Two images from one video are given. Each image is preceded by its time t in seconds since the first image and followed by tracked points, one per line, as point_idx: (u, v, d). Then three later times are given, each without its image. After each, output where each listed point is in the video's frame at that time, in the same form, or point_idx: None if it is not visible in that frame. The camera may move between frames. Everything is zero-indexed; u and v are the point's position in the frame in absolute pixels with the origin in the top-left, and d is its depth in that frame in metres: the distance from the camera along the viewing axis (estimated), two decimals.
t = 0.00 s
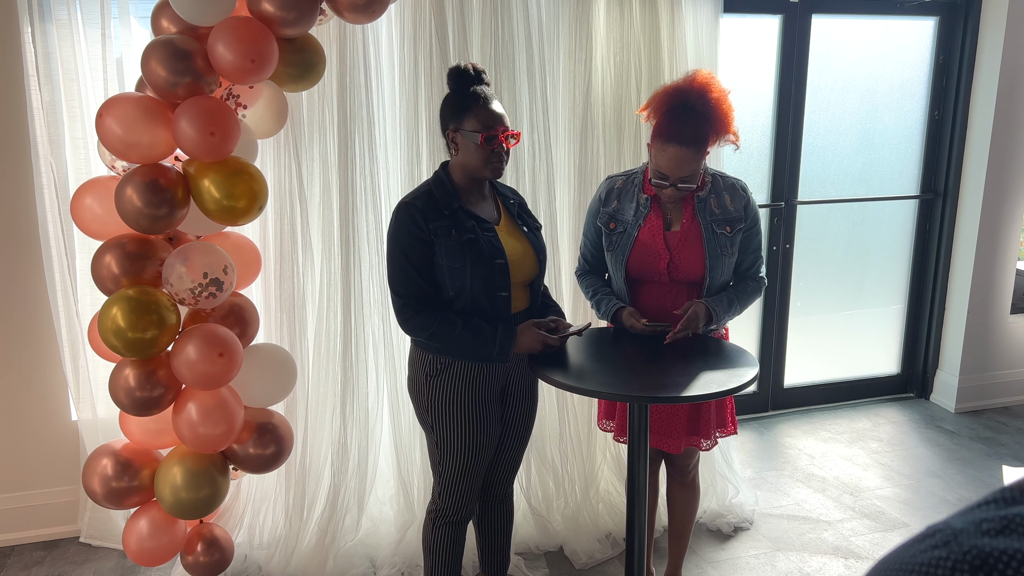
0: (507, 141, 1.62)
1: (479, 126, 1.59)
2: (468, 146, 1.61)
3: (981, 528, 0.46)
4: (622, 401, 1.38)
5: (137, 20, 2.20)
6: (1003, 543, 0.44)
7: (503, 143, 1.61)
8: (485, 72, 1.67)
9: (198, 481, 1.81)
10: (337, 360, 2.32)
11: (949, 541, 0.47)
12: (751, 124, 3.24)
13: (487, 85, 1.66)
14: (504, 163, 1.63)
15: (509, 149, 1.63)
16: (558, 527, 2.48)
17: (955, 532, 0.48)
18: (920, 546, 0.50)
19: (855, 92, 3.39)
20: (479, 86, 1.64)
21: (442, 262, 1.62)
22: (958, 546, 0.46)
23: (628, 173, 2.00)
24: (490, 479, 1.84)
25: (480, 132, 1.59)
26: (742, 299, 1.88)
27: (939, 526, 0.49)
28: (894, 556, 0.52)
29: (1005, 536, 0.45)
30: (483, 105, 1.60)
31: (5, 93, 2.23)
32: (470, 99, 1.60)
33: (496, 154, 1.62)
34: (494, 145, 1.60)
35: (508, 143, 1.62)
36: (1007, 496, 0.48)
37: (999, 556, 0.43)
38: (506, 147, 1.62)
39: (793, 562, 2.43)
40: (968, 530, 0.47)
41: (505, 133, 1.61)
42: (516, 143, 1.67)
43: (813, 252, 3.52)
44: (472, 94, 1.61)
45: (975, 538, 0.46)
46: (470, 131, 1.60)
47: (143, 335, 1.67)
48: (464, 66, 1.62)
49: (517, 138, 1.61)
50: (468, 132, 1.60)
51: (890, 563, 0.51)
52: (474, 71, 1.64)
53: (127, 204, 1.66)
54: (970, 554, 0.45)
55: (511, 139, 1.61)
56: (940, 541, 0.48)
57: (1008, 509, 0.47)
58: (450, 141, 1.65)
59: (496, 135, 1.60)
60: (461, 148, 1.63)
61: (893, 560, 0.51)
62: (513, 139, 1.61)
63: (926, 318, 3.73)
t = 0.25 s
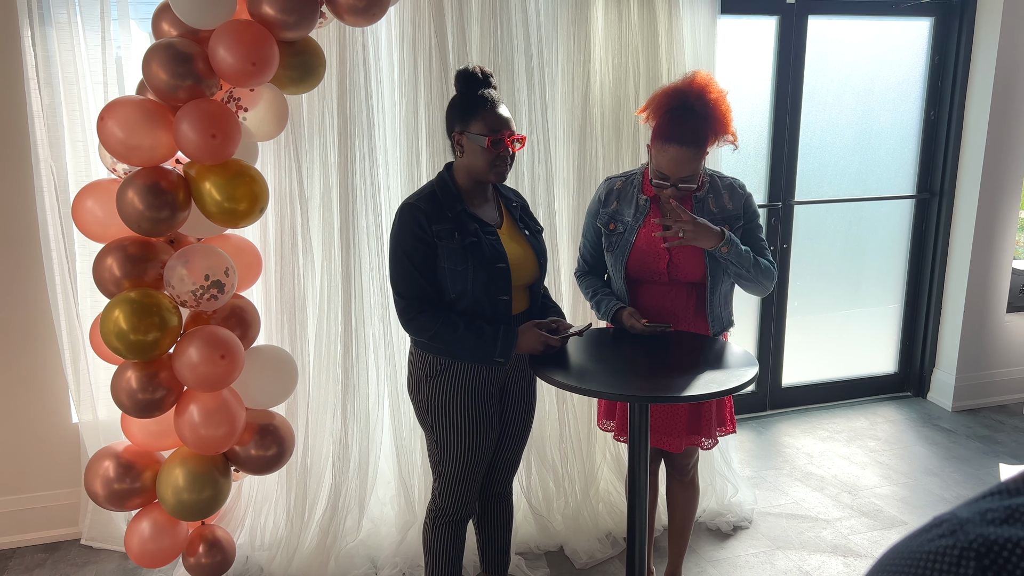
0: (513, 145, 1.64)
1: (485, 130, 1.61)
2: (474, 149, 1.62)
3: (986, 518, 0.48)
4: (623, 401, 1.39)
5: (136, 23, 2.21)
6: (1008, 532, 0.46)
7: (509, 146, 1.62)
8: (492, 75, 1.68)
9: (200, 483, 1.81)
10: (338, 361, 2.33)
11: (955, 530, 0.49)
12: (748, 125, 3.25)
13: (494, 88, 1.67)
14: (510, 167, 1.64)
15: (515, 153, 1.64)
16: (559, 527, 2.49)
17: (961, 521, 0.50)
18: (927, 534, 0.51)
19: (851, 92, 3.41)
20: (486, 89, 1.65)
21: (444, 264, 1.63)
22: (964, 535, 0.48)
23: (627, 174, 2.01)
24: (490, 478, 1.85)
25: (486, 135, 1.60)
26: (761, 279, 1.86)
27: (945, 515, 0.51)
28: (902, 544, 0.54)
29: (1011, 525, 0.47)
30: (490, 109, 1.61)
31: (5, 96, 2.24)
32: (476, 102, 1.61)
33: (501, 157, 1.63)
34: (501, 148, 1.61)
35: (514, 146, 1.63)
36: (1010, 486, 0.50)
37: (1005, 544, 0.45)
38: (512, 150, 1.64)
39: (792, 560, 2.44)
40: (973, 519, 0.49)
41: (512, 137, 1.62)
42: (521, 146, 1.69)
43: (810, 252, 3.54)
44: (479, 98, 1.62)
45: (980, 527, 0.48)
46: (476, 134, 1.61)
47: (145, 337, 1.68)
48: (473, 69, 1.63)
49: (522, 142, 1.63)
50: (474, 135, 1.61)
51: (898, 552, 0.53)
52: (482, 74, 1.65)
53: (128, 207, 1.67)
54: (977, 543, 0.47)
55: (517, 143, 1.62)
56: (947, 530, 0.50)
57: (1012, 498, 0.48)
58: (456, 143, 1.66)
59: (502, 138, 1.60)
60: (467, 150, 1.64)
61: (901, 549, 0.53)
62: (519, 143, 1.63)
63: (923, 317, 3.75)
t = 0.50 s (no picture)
0: (513, 145, 1.65)
1: (485, 130, 1.61)
2: (474, 149, 1.63)
3: (997, 510, 0.50)
4: (624, 400, 1.40)
5: (135, 25, 2.21)
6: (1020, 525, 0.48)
7: (509, 146, 1.63)
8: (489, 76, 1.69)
9: (201, 484, 1.82)
10: (338, 362, 2.33)
11: (966, 521, 0.51)
12: (745, 125, 3.26)
13: (492, 89, 1.67)
14: (510, 166, 1.65)
15: (515, 153, 1.65)
16: (558, 527, 2.50)
17: (972, 513, 0.52)
18: (938, 525, 0.54)
19: (847, 92, 3.43)
20: (484, 90, 1.66)
21: (444, 265, 1.64)
22: (976, 526, 0.50)
23: (626, 175, 2.03)
24: (490, 478, 1.85)
25: (486, 135, 1.61)
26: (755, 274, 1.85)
27: (956, 508, 0.53)
28: (914, 536, 0.56)
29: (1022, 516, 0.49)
30: (488, 110, 1.62)
31: (3, 98, 2.24)
32: (475, 103, 1.62)
33: (502, 157, 1.64)
34: (500, 147, 1.62)
35: (514, 146, 1.64)
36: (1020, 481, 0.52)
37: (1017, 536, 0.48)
38: (511, 150, 1.64)
39: (791, 558, 2.45)
40: (984, 512, 0.51)
41: (511, 136, 1.63)
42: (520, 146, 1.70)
43: (806, 252, 3.55)
44: (478, 99, 1.62)
45: (992, 518, 0.50)
46: (476, 134, 1.62)
47: (147, 339, 1.68)
48: (471, 71, 1.64)
49: (522, 142, 1.63)
50: (474, 136, 1.62)
51: (911, 542, 0.55)
52: (480, 76, 1.66)
53: (128, 209, 1.67)
54: (989, 534, 0.49)
55: (517, 142, 1.63)
56: (958, 522, 0.52)
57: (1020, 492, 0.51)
58: (455, 145, 1.67)
59: (501, 138, 1.61)
60: (467, 151, 1.65)
61: (913, 540, 0.56)
62: (518, 142, 1.64)
63: (919, 315, 3.76)
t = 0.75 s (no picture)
0: (506, 141, 1.66)
1: (478, 127, 1.62)
2: (468, 148, 1.63)
3: (1008, 504, 0.51)
4: (624, 400, 1.40)
5: (132, 28, 2.21)
6: None
7: (502, 142, 1.63)
8: (477, 78, 1.71)
9: (201, 486, 1.82)
10: (336, 363, 2.34)
11: (978, 517, 0.52)
12: (740, 125, 3.28)
13: (479, 88, 1.68)
14: (505, 162, 1.66)
15: (509, 149, 1.66)
16: (557, 527, 2.50)
17: (983, 508, 0.52)
18: (950, 521, 0.54)
19: (841, 93, 3.44)
20: (472, 90, 1.66)
21: (443, 265, 1.64)
22: (987, 521, 0.51)
23: (624, 175, 2.03)
24: (490, 479, 1.86)
25: (479, 132, 1.62)
26: (751, 274, 1.86)
27: (967, 503, 0.54)
28: (926, 532, 0.56)
29: None
30: (479, 108, 1.63)
31: None
32: (466, 102, 1.63)
33: (496, 153, 1.65)
34: (494, 144, 1.63)
35: (507, 142, 1.65)
36: None
37: None
38: (505, 146, 1.65)
39: (789, 557, 2.46)
40: (995, 506, 0.51)
41: (504, 132, 1.64)
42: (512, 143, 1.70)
43: (802, 252, 3.57)
44: (467, 98, 1.63)
45: (1004, 513, 0.51)
46: (469, 133, 1.62)
47: (146, 341, 1.68)
48: (458, 72, 1.65)
49: (515, 138, 1.64)
50: (467, 134, 1.62)
51: (924, 538, 0.56)
52: (468, 77, 1.67)
53: (127, 212, 1.67)
54: (1001, 529, 0.50)
55: (510, 138, 1.64)
56: (969, 517, 0.53)
57: None
58: (450, 145, 1.67)
59: (495, 134, 1.62)
60: (461, 151, 1.65)
61: (926, 536, 0.56)
62: (511, 138, 1.64)
63: (914, 314, 3.78)
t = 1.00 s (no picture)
0: (501, 141, 1.66)
1: (473, 127, 1.62)
2: (463, 148, 1.64)
3: (1014, 502, 0.52)
4: (623, 400, 1.41)
5: (127, 29, 2.20)
6: None
7: (496, 142, 1.64)
8: (470, 79, 1.72)
9: (199, 488, 1.82)
10: (334, 365, 2.34)
11: (984, 514, 0.53)
12: (735, 126, 3.29)
13: (473, 90, 1.69)
14: (500, 162, 1.67)
15: (503, 148, 1.67)
16: (556, 527, 2.51)
17: (990, 505, 0.53)
18: (957, 519, 0.55)
19: (835, 93, 3.46)
20: (465, 91, 1.67)
21: (441, 266, 1.65)
22: (995, 518, 0.52)
23: (621, 176, 2.04)
24: (489, 480, 1.86)
25: (473, 132, 1.62)
26: (748, 277, 1.88)
27: (973, 501, 0.55)
28: (933, 529, 0.57)
29: None
30: (473, 108, 1.63)
31: None
32: (460, 103, 1.63)
33: (491, 153, 1.65)
34: (488, 144, 1.63)
35: (502, 142, 1.65)
36: None
37: None
38: (500, 146, 1.66)
39: (786, 556, 2.48)
40: (1002, 504, 0.52)
41: (498, 132, 1.64)
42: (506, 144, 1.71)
43: (797, 252, 3.58)
44: (461, 99, 1.64)
45: (1010, 510, 0.52)
46: (464, 133, 1.63)
47: (144, 344, 1.68)
48: (452, 75, 1.66)
49: (509, 137, 1.65)
50: (462, 135, 1.63)
51: (931, 536, 0.57)
52: (461, 78, 1.68)
53: (125, 214, 1.67)
54: (1009, 525, 0.51)
55: (505, 138, 1.64)
56: (978, 515, 0.53)
57: None
58: (444, 146, 1.67)
59: (489, 134, 1.62)
60: (456, 152, 1.66)
61: (933, 534, 0.57)
62: (506, 138, 1.65)
63: (909, 313, 3.80)
